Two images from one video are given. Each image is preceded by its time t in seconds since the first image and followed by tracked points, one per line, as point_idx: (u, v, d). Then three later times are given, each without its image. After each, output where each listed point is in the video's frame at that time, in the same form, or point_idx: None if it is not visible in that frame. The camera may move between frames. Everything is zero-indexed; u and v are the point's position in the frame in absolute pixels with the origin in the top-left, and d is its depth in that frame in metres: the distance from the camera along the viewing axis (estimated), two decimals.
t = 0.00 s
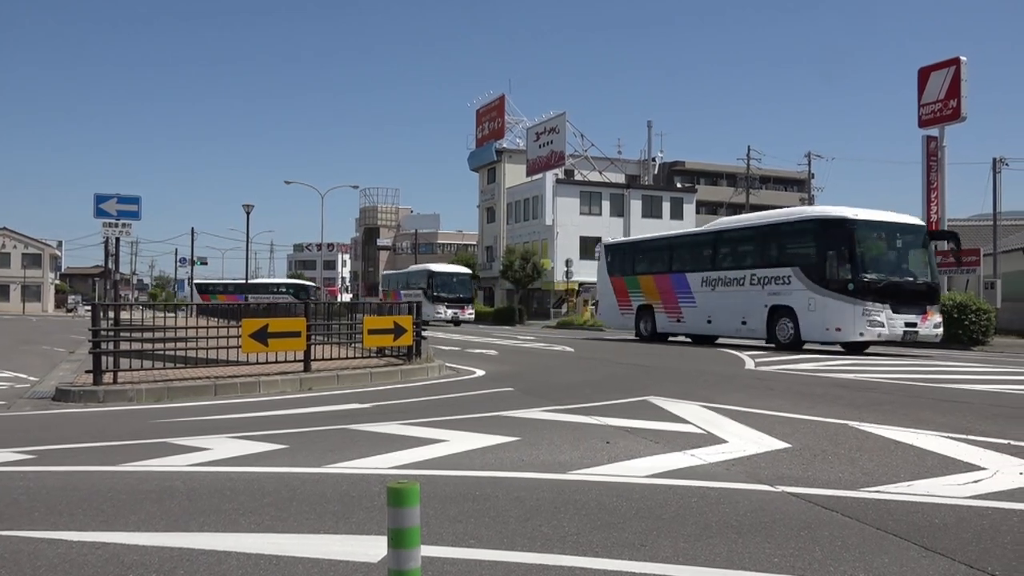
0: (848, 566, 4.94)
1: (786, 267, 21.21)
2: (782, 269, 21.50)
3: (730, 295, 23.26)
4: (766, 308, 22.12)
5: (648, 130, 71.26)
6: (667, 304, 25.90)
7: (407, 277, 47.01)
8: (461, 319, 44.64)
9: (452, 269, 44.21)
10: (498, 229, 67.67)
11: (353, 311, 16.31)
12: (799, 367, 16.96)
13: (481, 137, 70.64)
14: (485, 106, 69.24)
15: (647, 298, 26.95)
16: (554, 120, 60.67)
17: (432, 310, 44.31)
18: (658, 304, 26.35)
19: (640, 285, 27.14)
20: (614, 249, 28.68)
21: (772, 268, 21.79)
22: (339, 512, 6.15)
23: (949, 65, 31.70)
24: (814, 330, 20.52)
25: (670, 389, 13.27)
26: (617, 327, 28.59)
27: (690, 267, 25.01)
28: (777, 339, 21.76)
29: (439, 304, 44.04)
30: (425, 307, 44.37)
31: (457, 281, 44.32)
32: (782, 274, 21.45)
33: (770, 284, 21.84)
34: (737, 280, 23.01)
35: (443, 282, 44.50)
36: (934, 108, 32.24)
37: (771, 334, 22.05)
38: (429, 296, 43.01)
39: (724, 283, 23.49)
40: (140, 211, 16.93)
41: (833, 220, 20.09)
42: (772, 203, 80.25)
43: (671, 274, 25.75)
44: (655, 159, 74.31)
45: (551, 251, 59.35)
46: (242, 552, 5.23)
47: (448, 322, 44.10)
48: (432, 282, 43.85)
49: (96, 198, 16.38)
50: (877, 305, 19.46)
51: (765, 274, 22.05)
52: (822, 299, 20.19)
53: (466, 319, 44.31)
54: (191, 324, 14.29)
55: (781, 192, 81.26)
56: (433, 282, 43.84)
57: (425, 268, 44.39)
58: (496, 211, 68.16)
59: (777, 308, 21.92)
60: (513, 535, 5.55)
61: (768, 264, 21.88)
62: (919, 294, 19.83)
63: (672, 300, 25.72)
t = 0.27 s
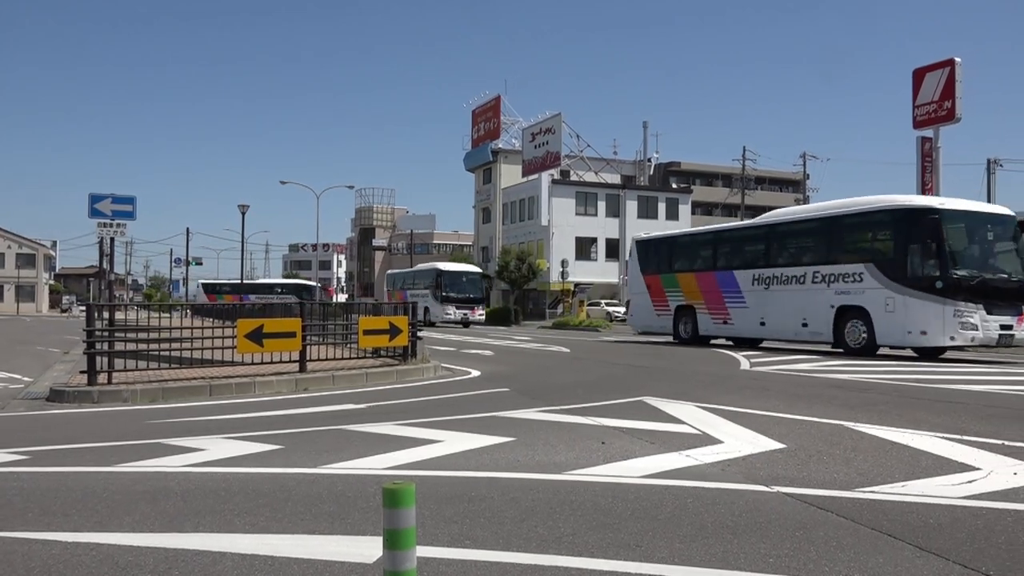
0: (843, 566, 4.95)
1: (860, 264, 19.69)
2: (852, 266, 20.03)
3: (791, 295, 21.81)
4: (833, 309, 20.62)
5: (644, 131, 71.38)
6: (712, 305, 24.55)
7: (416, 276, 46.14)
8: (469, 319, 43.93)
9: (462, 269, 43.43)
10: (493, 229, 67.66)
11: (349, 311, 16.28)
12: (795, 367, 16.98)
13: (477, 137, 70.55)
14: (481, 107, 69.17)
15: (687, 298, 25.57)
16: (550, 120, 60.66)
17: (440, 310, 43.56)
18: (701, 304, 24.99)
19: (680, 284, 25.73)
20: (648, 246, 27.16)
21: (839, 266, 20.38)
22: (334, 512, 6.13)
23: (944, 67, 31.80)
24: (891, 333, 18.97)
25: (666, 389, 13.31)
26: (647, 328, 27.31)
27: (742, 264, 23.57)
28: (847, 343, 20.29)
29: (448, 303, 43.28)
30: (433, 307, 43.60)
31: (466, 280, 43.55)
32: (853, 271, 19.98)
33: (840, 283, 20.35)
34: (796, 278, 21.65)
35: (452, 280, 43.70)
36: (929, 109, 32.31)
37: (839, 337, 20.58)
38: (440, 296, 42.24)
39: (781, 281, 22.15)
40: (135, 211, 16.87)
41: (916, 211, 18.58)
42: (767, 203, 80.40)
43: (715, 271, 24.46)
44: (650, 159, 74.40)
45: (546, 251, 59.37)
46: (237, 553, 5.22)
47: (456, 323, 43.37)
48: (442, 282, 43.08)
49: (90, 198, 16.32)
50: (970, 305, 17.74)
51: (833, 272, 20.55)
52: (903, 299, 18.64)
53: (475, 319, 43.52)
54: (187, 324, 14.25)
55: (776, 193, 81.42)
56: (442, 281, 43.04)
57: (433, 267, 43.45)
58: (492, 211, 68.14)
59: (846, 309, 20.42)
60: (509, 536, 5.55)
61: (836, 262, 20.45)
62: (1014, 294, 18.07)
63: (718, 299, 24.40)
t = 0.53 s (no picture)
0: (839, 566, 4.96)
1: (954, 259, 17.42)
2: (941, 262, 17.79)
3: (866, 295, 19.52)
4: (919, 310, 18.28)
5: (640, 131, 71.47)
6: (768, 305, 22.30)
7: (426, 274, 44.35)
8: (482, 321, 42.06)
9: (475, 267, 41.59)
10: (490, 230, 67.67)
11: (345, 311, 16.24)
12: (791, 368, 17.00)
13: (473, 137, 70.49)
14: (478, 107, 69.10)
15: (737, 298, 23.32)
16: (547, 121, 60.66)
17: (451, 311, 41.79)
18: (754, 304, 22.73)
19: (729, 283, 23.45)
20: (690, 241, 24.95)
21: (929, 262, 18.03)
22: (331, 513, 6.13)
23: (940, 68, 31.89)
24: (994, 338, 16.70)
25: (662, 390, 13.32)
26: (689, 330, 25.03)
27: (803, 261, 21.29)
28: (936, 350, 17.91)
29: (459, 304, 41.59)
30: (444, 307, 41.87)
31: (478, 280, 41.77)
32: (945, 269, 17.68)
33: (927, 281, 18.04)
34: (872, 276, 19.42)
35: (463, 280, 41.89)
36: (924, 110, 32.37)
37: (926, 342, 18.22)
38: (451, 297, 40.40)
39: (852, 279, 19.92)
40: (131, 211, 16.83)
41: None
42: (763, 204, 80.54)
43: (769, 269, 22.25)
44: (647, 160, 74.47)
45: (543, 252, 59.37)
46: (233, 554, 5.21)
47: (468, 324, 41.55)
48: (453, 281, 41.28)
49: (86, 198, 16.27)
50: None
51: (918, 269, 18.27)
52: (1011, 299, 16.43)
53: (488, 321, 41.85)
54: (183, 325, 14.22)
55: (772, 194, 81.56)
56: (454, 281, 41.25)
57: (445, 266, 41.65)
58: (489, 212, 68.14)
59: (934, 310, 18.12)
60: (506, 536, 5.55)
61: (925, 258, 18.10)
62: None
63: (774, 299, 22.16)
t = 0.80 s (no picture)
0: (835, 566, 4.97)
1: None
2: None
3: (964, 295, 17.33)
4: None
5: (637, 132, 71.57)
6: (839, 305, 19.86)
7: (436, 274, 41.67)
8: (496, 322, 39.39)
9: (489, 266, 38.95)
10: (487, 230, 67.67)
11: (342, 312, 16.22)
12: (787, 368, 17.01)
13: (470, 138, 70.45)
14: (475, 108, 69.02)
15: (798, 297, 20.91)
16: (544, 122, 60.66)
17: (464, 312, 39.02)
18: (821, 305, 20.27)
19: (790, 280, 21.05)
20: (741, 234, 22.65)
21: (980, 260, 17.06)
22: (328, 514, 6.11)
23: (936, 69, 31.97)
24: None
25: (658, 390, 13.32)
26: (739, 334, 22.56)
27: (880, 257, 19.04)
28: None
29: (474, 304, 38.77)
30: (456, 308, 39.26)
31: (492, 279, 39.16)
32: None
33: None
34: (969, 274, 17.26)
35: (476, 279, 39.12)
36: (921, 111, 32.46)
37: None
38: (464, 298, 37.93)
39: (946, 277, 17.69)
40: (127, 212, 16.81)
41: None
42: (760, 205, 80.65)
43: (840, 265, 19.90)
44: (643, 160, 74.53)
45: (540, 253, 59.39)
46: (229, 554, 5.20)
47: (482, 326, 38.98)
48: (466, 280, 38.62)
49: (82, 198, 16.25)
50: None
51: None
52: None
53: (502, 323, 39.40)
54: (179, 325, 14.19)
55: (769, 195, 81.65)
56: (466, 280, 38.62)
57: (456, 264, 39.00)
58: (486, 212, 68.14)
59: None
60: (502, 537, 5.54)
61: (976, 256, 17.11)
62: None
63: (847, 299, 19.71)
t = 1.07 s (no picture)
0: (832, 567, 4.98)
1: None
2: None
3: None
4: None
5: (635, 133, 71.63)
6: (933, 306, 17.38)
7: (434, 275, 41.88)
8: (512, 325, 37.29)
9: (505, 264, 36.75)
10: (485, 231, 67.66)
11: (339, 313, 16.20)
12: (785, 369, 17.00)
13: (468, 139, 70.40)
14: (472, 108, 68.92)
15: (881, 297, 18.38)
16: (541, 123, 60.65)
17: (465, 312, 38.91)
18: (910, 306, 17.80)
19: (869, 278, 18.56)
20: (806, 228, 20.08)
21: None
22: (325, 515, 6.11)
23: (932, 70, 32.02)
24: None
25: (656, 391, 13.31)
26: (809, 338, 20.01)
27: (982, 250, 16.71)
28: None
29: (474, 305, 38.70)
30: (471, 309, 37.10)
31: (509, 278, 36.95)
32: None
33: None
34: None
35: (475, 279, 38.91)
36: (918, 112, 32.52)
37: None
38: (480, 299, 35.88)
39: None
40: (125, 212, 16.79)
41: None
42: (757, 205, 80.71)
43: (933, 261, 17.46)
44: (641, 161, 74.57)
45: (537, 254, 59.36)
46: (226, 556, 5.19)
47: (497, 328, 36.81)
48: (481, 279, 36.45)
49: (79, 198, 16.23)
50: None
51: None
52: None
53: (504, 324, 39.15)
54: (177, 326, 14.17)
55: (767, 195, 81.71)
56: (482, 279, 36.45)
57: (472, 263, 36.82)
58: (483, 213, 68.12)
59: None
60: (500, 538, 5.53)
61: None
62: None
63: (943, 300, 17.25)
